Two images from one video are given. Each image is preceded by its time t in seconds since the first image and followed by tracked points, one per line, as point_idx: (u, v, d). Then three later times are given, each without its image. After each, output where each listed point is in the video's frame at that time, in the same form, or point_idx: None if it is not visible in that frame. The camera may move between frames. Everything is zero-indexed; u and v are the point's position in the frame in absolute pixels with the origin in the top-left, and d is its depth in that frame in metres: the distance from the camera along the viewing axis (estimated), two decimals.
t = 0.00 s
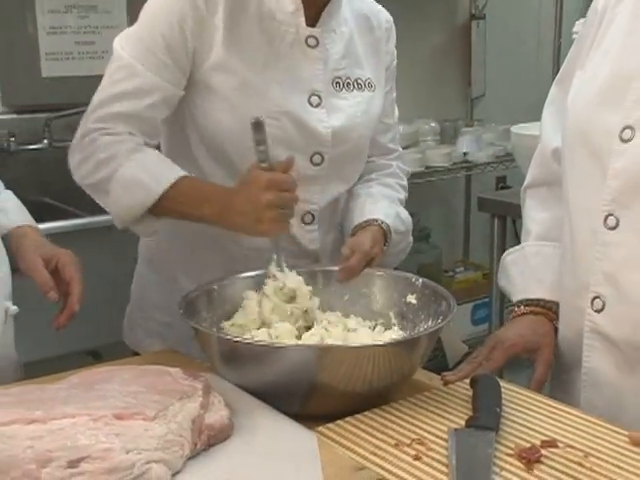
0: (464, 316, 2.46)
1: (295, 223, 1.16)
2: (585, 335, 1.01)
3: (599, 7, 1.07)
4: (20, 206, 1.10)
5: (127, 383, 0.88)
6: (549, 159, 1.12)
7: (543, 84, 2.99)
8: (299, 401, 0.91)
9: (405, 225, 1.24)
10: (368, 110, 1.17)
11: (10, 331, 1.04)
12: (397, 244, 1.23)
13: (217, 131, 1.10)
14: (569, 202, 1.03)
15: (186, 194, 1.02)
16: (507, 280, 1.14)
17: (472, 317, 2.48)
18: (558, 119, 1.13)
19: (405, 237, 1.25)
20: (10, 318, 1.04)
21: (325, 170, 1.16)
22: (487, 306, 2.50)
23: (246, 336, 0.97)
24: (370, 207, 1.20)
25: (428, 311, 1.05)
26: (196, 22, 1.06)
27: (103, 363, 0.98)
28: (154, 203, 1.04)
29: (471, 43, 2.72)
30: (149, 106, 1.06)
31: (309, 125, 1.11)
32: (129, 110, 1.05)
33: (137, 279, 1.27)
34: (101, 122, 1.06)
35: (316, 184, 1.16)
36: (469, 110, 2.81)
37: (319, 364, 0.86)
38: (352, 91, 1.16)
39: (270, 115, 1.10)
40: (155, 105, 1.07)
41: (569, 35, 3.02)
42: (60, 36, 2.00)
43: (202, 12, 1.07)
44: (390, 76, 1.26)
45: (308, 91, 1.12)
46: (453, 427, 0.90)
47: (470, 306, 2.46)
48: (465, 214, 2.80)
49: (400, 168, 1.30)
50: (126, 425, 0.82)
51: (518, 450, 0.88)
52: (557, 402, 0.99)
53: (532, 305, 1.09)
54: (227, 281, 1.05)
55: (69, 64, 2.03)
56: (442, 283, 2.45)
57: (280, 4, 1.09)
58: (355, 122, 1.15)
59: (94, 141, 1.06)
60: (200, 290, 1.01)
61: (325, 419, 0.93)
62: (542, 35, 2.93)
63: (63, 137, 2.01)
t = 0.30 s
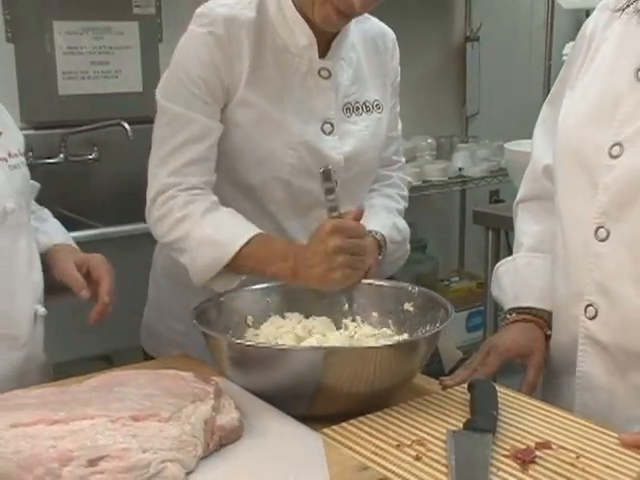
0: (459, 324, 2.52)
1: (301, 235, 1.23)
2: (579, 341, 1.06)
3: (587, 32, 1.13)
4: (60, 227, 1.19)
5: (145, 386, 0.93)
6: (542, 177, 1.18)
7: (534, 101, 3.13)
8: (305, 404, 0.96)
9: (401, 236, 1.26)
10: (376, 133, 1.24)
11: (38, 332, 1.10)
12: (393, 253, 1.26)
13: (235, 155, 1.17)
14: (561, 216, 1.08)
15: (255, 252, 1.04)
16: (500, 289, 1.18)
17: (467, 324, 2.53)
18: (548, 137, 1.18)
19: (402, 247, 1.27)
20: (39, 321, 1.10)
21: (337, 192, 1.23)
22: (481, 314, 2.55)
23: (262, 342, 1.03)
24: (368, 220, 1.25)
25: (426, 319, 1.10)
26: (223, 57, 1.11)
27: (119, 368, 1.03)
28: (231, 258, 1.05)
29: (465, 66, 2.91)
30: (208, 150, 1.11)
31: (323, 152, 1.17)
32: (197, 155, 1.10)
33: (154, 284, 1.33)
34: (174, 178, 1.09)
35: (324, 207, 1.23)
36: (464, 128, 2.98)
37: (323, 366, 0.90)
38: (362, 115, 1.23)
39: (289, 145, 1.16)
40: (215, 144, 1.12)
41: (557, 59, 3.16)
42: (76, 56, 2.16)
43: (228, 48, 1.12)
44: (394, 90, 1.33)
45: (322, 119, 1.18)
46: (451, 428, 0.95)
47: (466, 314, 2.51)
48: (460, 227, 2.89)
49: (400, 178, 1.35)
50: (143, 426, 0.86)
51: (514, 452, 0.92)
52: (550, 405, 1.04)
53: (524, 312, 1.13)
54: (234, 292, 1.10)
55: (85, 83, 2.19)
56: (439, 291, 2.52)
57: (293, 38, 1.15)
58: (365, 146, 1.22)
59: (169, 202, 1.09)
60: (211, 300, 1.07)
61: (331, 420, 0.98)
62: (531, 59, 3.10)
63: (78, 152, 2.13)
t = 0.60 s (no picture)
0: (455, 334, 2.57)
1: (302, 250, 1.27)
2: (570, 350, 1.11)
3: (575, 58, 1.19)
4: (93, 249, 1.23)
5: (157, 394, 0.97)
6: (532, 195, 1.22)
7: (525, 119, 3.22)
8: (310, 412, 1.00)
9: (391, 255, 1.33)
10: (374, 152, 1.30)
11: (40, 352, 1.09)
12: (381, 270, 1.33)
13: (235, 169, 1.23)
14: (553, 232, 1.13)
15: (187, 246, 1.11)
16: (493, 301, 1.23)
17: (461, 334, 2.59)
18: (539, 157, 1.24)
19: (390, 265, 1.35)
20: (42, 342, 1.09)
21: (332, 207, 1.28)
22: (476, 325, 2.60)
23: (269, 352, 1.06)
24: (361, 238, 1.30)
25: (425, 330, 1.14)
26: (223, 72, 1.19)
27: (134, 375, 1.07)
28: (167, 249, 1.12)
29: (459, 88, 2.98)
30: (178, 153, 1.18)
31: (319, 166, 1.23)
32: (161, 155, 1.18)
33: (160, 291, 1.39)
34: (137, 168, 1.18)
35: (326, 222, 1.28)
36: (459, 146, 3.05)
37: (329, 378, 0.94)
38: (360, 134, 1.29)
39: (284, 157, 1.22)
40: (184, 151, 1.18)
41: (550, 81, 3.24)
42: (91, 78, 2.20)
43: (227, 64, 1.20)
44: (396, 117, 1.40)
45: (320, 135, 1.25)
46: (451, 435, 0.99)
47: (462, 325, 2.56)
48: (455, 242, 2.94)
49: (395, 204, 1.40)
50: (157, 431, 0.91)
51: (509, 457, 0.97)
52: (543, 412, 1.09)
53: (517, 324, 1.18)
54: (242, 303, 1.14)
55: (99, 104, 2.23)
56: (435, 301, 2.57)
57: (296, 59, 1.22)
58: (362, 165, 1.28)
59: (126, 188, 1.18)
60: (222, 313, 1.10)
61: (335, 428, 1.02)
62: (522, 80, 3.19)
63: (93, 170, 2.17)
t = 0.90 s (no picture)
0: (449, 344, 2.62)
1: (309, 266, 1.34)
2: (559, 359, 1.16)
3: (564, 81, 1.25)
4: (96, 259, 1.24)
5: (166, 400, 1.02)
6: (523, 209, 1.27)
7: (518, 133, 3.28)
8: (312, 417, 1.05)
9: (393, 262, 1.36)
10: (375, 170, 1.36)
11: (47, 357, 1.12)
12: (384, 278, 1.36)
13: (253, 190, 1.28)
14: (543, 247, 1.18)
15: (274, 276, 1.16)
16: (485, 311, 1.28)
17: (455, 343, 2.64)
18: (529, 174, 1.29)
19: (392, 274, 1.37)
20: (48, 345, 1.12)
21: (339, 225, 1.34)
22: (470, 334, 2.65)
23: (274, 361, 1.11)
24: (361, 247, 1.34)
25: (419, 336, 1.20)
26: (243, 104, 1.23)
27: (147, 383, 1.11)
28: (256, 279, 1.18)
29: (454, 108, 3.04)
30: (226, 190, 1.22)
31: (328, 189, 1.29)
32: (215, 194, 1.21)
33: (168, 297, 1.44)
34: (191, 211, 1.21)
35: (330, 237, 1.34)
36: (454, 163, 3.11)
37: (331, 383, 0.99)
38: (363, 154, 1.35)
39: (298, 182, 1.27)
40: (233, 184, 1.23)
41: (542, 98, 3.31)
42: (104, 98, 2.21)
43: (245, 94, 1.23)
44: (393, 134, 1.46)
45: (328, 159, 1.30)
46: (446, 439, 1.04)
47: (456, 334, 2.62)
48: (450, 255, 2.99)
49: (394, 212, 1.44)
50: (166, 435, 0.95)
51: (502, 461, 1.01)
52: (534, 419, 1.13)
53: (509, 334, 1.23)
54: (248, 315, 1.18)
55: (112, 122, 2.25)
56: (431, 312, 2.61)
57: (305, 87, 1.27)
58: (366, 183, 1.34)
59: (192, 236, 1.21)
60: (229, 324, 1.15)
61: (335, 431, 1.06)
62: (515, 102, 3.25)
63: (105, 185, 2.21)
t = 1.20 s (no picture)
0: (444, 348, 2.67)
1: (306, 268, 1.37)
2: (548, 363, 1.21)
3: (552, 99, 1.30)
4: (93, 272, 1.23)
5: (173, 400, 1.07)
6: (513, 221, 1.32)
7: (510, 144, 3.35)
8: (313, 418, 1.09)
9: (381, 275, 1.40)
10: (371, 178, 1.41)
11: (42, 379, 1.11)
12: (373, 289, 1.41)
13: (248, 191, 1.32)
14: (534, 255, 1.23)
15: (226, 270, 1.19)
16: (478, 318, 1.33)
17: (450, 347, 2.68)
18: (520, 187, 1.34)
19: (378, 285, 1.41)
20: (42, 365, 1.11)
21: (335, 227, 1.38)
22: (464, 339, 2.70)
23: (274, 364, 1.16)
24: (355, 258, 1.39)
25: (414, 342, 1.25)
26: (242, 106, 1.28)
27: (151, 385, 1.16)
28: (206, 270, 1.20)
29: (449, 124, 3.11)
30: (208, 183, 1.26)
31: (324, 192, 1.33)
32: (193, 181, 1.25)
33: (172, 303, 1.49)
34: (173, 195, 1.26)
35: (327, 239, 1.38)
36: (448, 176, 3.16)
37: (333, 385, 1.04)
38: (360, 162, 1.40)
39: (295, 182, 1.31)
40: (216, 177, 1.26)
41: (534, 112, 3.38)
42: (115, 113, 2.32)
43: (245, 96, 1.29)
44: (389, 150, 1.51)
45: (325, 163, 1.35)
46: (441, 439, 1.09)
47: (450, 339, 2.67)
48: (445, 263, 3.05)
49: (386, 227, 1.48)
50: (173, 435, 0.99)
51: (494, 460, 1.06)
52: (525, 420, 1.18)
53: (501, 339, 1.28)
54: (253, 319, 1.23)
55: (120, 136, 2.35)
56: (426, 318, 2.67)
57: (305, 94, 1.32)
58: (361, 189, 1.38)
59: (163, 214, 1.25)
60: (232, 329, 1.18)
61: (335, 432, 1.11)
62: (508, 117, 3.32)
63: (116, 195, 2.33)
